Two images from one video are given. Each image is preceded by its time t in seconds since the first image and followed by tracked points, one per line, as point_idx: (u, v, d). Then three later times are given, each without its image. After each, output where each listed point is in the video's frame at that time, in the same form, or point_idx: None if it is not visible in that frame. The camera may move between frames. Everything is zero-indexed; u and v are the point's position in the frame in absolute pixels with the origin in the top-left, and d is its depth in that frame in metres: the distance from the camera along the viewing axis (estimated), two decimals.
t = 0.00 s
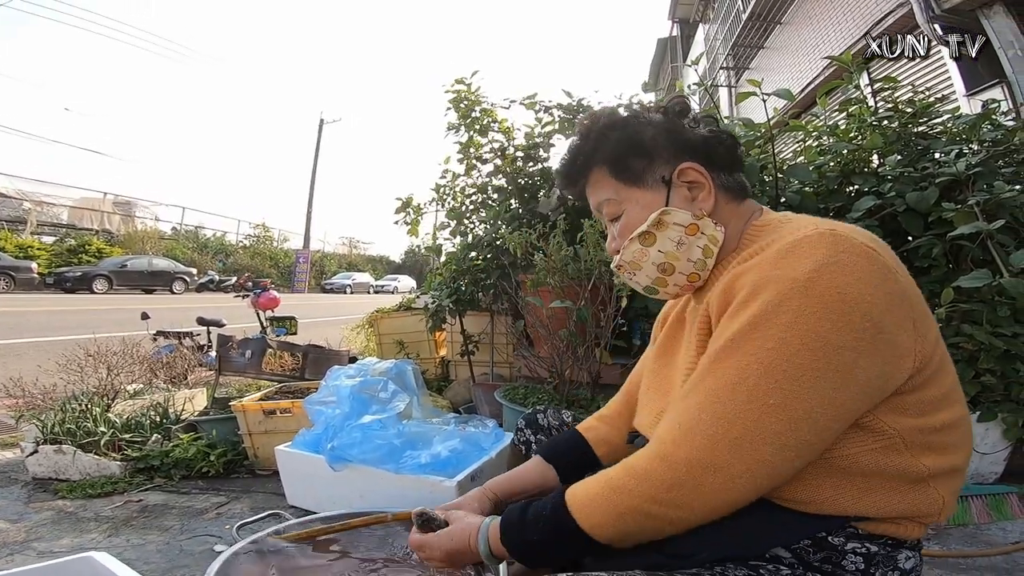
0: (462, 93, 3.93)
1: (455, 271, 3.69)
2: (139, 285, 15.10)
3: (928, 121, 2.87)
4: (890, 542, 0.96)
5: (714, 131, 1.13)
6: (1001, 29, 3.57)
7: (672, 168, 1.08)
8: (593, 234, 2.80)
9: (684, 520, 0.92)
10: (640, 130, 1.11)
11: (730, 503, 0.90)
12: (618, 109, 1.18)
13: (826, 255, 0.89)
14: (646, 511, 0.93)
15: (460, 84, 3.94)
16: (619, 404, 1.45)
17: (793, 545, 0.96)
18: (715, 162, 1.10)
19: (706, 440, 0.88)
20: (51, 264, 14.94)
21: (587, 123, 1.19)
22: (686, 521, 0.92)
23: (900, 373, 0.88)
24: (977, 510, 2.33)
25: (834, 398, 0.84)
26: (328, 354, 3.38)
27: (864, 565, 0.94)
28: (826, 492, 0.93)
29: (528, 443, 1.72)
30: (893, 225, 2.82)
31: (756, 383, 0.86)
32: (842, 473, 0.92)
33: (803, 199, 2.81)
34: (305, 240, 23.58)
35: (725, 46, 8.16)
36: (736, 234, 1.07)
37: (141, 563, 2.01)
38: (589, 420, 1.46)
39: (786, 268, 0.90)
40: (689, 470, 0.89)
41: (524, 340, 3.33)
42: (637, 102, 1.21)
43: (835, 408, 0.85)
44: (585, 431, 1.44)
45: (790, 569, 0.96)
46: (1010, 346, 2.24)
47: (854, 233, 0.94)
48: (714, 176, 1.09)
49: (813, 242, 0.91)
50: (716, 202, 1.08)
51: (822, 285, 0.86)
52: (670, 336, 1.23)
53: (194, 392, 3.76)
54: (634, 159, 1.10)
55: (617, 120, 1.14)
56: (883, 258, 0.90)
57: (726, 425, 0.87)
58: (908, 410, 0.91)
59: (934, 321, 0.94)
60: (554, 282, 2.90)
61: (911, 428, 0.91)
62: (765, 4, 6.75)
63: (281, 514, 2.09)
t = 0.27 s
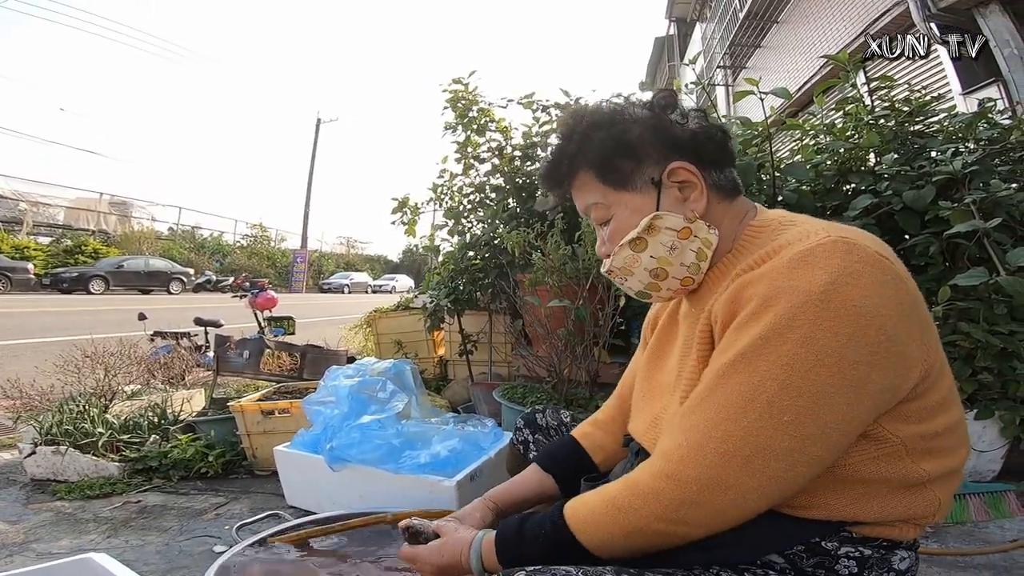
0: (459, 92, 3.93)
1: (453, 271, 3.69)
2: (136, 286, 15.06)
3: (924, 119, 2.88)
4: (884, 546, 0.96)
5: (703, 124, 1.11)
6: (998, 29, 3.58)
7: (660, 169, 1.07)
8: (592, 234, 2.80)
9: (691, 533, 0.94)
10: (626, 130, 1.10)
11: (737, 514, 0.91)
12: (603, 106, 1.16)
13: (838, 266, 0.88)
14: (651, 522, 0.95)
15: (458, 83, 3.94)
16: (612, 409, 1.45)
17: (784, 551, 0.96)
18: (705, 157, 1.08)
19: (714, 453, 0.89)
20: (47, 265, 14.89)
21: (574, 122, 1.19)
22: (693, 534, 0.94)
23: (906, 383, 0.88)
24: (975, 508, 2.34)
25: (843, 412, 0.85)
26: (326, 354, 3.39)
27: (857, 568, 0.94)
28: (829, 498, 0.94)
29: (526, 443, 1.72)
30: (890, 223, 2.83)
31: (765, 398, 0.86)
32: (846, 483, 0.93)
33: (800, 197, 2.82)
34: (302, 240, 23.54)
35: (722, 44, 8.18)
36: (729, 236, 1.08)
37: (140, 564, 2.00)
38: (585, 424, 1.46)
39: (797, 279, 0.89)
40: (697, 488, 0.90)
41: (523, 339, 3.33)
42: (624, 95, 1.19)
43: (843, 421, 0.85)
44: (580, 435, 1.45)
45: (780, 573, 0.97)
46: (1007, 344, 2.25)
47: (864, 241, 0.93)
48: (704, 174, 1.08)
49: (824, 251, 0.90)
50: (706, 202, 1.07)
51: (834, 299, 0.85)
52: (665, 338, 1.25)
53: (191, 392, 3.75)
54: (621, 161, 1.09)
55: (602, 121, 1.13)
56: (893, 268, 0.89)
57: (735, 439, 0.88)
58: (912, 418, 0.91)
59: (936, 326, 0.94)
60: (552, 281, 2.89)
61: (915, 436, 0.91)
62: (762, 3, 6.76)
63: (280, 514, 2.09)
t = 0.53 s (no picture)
0: (459, 93, 3.93)
1: (454, 271, 3.69)
2: (137, 286, 15.06)
3: (924, 120, 2.88)
4: (881, 544, 0.95)
5: (674, 126, 1.09)
6: (998, 29, 3.57)
7: (635, 176, 1.06)
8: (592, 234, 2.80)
9: (679, 537, 0.93)
10: (598, 138, 1.08)
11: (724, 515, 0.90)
12: (573, 114, 1.15)
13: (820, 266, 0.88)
14: (639, 526, 0.94)
15: (458, 84, 3.94)
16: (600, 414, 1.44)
17: (783, 554, 0.97)
18: (679, 160, 1.07)
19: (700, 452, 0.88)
20: (47, 265, 14.88)
21: (545, 131, 1.17)
22: (681, 537, 0.93)
23: (890, 382, 0.88)
24: (975, 508, 2.34)
25: (827, 409, 0.84)
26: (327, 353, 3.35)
27: (856, 568, 0.95)
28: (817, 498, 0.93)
29: (524, 446, 1.71)
30: (891, 224, 2.83)
31: (749, 397, 0.86)
32: (834, 483, 0.92)
33: (800, 198, 2.82)
34: (302, 240, 23.53)
35: (723, 44, 8.18)
36: (709, 240, 1.07)
37: (142, 564, 2.00)
38: (575, 431, 1.46)
39: (780, 278, 0.89)
40: (683, 490, 0.89)
41: (523, 339, 3.33)
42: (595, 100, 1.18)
43: (828, 419, 0.85)
44: (571, 444, 1.44)
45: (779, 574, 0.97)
46: (1007, 344, 2.25)
47: (844, 239, 0.93)
48: (679, 178, 1.07)
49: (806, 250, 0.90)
50: (682, 207, 1.06)
51: (815, 296, 0.85)
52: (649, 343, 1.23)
53: (192, 392, 3.75)
54: (595, 171, 1.08)
55: (574, 129, 1.12)
56: (874, 268, 0.89)
57: (720, 440, 0.87)
58: (898, 416, 0.91)
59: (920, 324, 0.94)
60: (553, 281, 2.89)
61: (901, 434, 0.91)
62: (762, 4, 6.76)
63: (282, 514, 2.09)
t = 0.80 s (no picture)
0: (460, 94, 3.93)
1: (454, 272, 3.68)
2: (139, 286, 15.08)
3: (926, 122, 2.88)
4: (879, 544, 0.91)
5: (654, 128, 1.01)
6: (999, 30, 3.55)
7: (615, 182, 0.97)
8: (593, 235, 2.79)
9: (644, 525, 0.79)
10: (575, 143, 0.98)
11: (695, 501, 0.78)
12: (547, 119, 1.05)
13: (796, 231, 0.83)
14: (599, 509, 0.80)
15: (459, 85, 3.94)
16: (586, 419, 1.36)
17: (780, 557, 0.92)
18: (660, 164, 0.98)
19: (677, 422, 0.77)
20: (49, 265, 14.92)
21: (518, 138, 1.07)
22: (646, 526, 0.79)
23: (870, 361, 0.82)
24: (976, 509, 2.33)
25: (809, 374, 0.76)
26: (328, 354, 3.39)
27: (855, 569, 0.90)
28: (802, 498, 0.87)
29: (519, 448, 1.67)
30: (892, 225, 2.83)
31: (725, 353, 0.76)
32: (814, 476, 0.86)
33: (802, 199, 2.83)
34: (303, 240, 23.55)
35: (724, 46, 8.20)
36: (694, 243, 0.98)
37: (142, 564, 2.00)
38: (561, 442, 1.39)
39: (752, 244, 0.83)
40: (650, 461, 0.77)
41: (524, 340, 3.32)
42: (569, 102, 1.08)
43: (809, 386, 0.76)
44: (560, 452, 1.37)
45: None
46: (1009, 346, 2.24)
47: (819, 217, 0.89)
48: (660, 182, 0.98)
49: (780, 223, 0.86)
50: (665, 211, 0.98)
51: (789, 257, 0.80)
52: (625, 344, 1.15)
53: (193, 392, 3.75)
54: (573, 178, 0.98)
55: (550, 135, 1.02)
56: (849, 242, 0.86)
57: (693, 401, 0.76)
58: (878, 412, 0.85)
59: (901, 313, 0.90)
60: (554, 281, 2.89)
61: (882, 431, 0.85)
62: (763, 5, 6.77)
63: (283, 515, 2.09)
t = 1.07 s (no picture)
0: (461, 94, 3.94)
1: (455, 271, 3.69)
2: (139, 286, 15.09)
3: (925, 121, 2.89)
4: (871, 541, 0.91)
5: (647, 123, 1.01)
6: (999, 30, 3.57)
7: (613, 174, 0.95)
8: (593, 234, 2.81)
9: (664, 509, 0.65)
10: (572, 134, 0.95)
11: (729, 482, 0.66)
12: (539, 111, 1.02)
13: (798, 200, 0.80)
14: (609, 486, 0.65)
15: (459, 85, 3.95)
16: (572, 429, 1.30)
17: (775, 556, 0.93)
18: (655, 159, 0.98)
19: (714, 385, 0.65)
20: (50, 265, 14.93)
21: (509, 132, 1.03)
22: (666, 510, 0.65)
23: (873, 339, 0.79)
24: (975, 508, 2.34)
25: (828, 324, 0.69)
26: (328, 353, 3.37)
27: (849, 566, 0.91)
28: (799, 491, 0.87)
29: (510, 451, 1.65)
30: (892, 225, 2.84)
31: (740, 301, 0.68)
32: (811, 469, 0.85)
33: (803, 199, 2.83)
34: (303, 240, 23.56)
35: (724, 46, 8.19)
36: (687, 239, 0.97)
37: (145, 564, 2.01)
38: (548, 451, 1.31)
39: (751, 206, 0.79)
40: (669, 422, 0.64)
41: (524, 339, 3.33)
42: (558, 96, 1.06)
43: (828, 338, 0.69)
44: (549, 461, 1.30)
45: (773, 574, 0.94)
46: (1008, 346, 2.25)
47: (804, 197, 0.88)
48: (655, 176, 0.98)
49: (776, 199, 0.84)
50: (662, 207, 0.97)
51: (791, 214, 0.75)
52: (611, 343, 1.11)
53: (194, 392, 3.76)
54: (570, 169, 0.94)
55: (547, 125, 0.98)
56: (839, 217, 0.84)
57: (711, 351, 0.66)
58: (876, 403, 0.85)
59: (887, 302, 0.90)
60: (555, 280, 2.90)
61: (878, 422, 0.85)
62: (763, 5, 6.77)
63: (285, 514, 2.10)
